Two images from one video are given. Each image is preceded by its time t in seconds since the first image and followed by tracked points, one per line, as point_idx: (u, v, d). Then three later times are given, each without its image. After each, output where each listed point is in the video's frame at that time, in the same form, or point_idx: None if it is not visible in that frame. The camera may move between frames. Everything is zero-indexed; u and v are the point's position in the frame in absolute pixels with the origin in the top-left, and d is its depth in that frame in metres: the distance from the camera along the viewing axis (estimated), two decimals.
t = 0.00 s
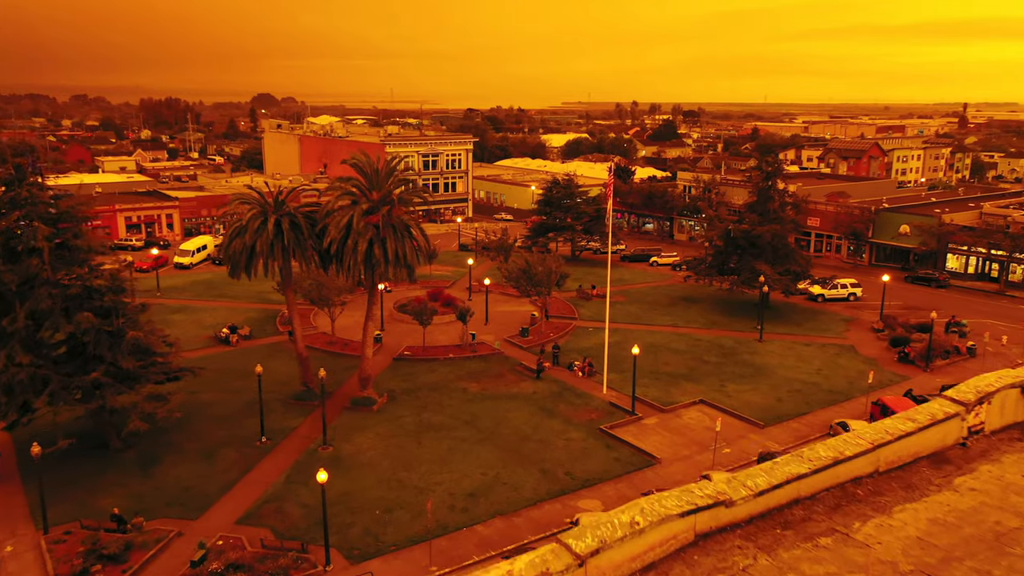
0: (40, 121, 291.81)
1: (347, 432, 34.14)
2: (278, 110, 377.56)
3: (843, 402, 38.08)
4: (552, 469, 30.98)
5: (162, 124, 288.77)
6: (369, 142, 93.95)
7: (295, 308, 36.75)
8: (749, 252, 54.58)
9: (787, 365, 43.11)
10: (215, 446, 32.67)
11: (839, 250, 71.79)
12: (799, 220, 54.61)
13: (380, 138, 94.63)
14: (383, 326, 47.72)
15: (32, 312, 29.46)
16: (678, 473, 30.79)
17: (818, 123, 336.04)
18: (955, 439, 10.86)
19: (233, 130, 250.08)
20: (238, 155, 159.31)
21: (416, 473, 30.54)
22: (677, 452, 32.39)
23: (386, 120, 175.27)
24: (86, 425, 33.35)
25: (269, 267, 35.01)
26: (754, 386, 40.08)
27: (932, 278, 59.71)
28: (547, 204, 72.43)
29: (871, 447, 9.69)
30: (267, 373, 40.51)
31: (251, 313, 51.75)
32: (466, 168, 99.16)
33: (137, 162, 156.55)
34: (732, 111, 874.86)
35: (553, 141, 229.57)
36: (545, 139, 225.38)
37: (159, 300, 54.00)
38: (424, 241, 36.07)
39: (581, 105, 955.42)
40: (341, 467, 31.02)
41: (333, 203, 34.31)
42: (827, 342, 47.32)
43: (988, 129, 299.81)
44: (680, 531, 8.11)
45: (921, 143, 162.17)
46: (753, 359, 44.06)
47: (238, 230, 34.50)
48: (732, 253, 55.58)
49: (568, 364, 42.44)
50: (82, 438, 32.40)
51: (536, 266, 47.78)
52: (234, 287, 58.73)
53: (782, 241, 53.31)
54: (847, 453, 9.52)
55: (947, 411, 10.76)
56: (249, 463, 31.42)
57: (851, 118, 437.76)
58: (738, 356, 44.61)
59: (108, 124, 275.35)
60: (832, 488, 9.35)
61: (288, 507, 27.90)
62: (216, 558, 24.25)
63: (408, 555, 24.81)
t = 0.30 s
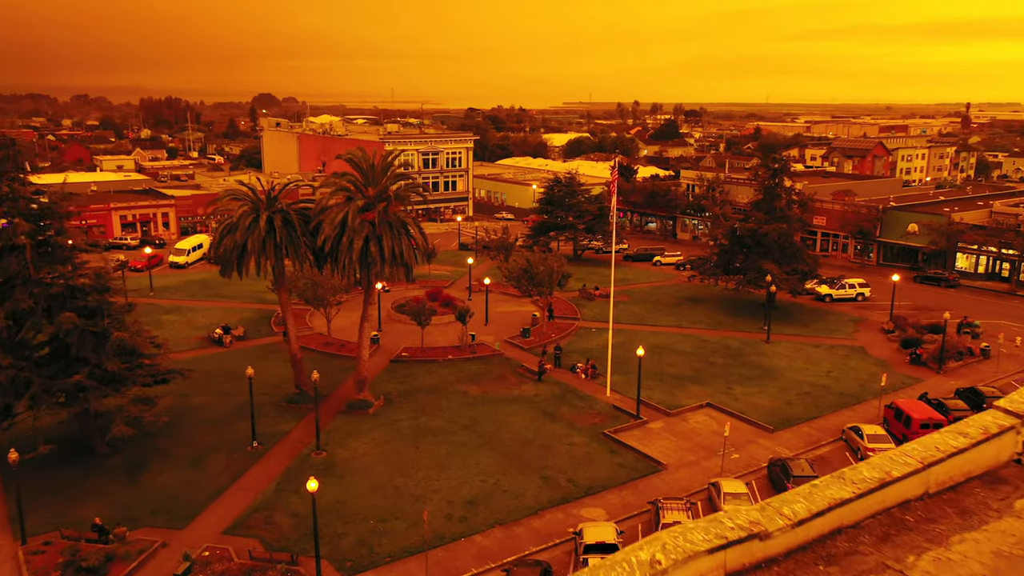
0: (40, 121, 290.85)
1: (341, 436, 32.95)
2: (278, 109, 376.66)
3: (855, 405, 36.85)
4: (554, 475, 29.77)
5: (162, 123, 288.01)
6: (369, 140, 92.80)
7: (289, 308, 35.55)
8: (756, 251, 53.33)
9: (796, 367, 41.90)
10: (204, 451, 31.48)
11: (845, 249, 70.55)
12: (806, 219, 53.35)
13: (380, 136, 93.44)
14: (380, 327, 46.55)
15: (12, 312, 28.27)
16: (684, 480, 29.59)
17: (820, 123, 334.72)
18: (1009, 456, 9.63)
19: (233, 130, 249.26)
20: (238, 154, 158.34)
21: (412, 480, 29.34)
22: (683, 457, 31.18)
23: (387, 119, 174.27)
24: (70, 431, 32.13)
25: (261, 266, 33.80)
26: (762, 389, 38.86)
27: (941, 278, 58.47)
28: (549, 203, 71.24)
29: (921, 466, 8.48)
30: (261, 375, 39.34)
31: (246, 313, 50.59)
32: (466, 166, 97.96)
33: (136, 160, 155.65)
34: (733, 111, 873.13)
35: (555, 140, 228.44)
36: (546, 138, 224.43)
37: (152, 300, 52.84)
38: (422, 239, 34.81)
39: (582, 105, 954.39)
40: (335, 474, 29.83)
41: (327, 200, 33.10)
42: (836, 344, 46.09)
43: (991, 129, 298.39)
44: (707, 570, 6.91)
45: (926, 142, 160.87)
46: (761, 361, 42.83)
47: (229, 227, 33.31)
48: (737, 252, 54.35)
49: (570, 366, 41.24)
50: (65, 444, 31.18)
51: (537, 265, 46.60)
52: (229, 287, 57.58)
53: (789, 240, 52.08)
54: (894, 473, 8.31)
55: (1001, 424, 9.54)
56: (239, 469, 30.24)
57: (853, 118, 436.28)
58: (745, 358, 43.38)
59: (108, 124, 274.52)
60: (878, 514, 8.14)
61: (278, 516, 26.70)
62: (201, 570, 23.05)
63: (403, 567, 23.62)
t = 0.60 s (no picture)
0: (40, 120, 290.10)
1: (335, 441, 31.76)
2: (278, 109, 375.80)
3: (867, 409, 35.62)
4: (556, 482, 28.57)
5: (162, 122, 287.11)
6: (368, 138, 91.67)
7: (283, 308, 34.36)
8: (762, 250, 52.10)
9: (805, 370, 40.68)
10: (193, 456, 30.30)
11: (852, 248, 69.31)
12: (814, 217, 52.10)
13: (379, 134, 92.31)
14: (377, 327, 45.39)
15: None
16: (692, 487, 28.38)
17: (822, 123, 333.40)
18: None
19: (234, 129, 248.59)
20: (237, 154, 157.28)
21: (409, 487, 28.16)
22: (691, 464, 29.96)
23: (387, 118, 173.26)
24: (54, 435, 31.00)
25: (253, 264, 32.62)
26: (771, 392, 37.67)
27: (952, 278, 57.21)
28: (551, 202, 70.07)
29: (988, 491, 7.30)
30: (254, 378, 38.19)
31: (241, 313, 49.42)
32: (467, 165, 96.76)
33: (134, 159, 154.63)
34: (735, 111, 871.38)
35: (556, 139, 227.28)
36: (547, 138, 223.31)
37: (145, 300, 51.71)
38: (419, 236, 33.55)
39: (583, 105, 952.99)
40: (329, 480, 28.66)
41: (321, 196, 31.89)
42: (846, 345, 44.87)
43: (995, 129, 296.95)
44: None
45: (930, 142, 159.56)
46: (769, 363, 41.62)
47: (219, 224, 32.17)
48: (744, 251, 53.14)
49: (573, 367, 40.05)
50: (49, 448, 30.03)
51: (539, 264, 45.42)
52: (224, 286, 56.45)
53: (797, 239, 50.87)
54: (959, 501, 7.13)
55: None
56: (228, 475, 29.05)
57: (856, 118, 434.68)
58: (752, 359, 42.16)
59: (108, 123, 273.70)
60: (940, 549, 6.97)
61: (268, 526, 25.51)
62: None
63: None
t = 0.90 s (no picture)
0: (39, 120, 289.29)
1: (329, 446, 30.59)
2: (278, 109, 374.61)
3: (880, 413, 34.42)
4: (558, 490, 27.40)
5: (162, 122, 286.00)
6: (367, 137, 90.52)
7: (275, 307, 33.17)
8: (769, 249, 50.90)
9: (814, 372, 39.51)
10: (180, 463, 29.15)
11: (859, 248, 68.11)
12: (822, 216, 50.88)
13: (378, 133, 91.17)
14: (374, 328, 44.25)
15: None
16: (700, 495, 27.19)
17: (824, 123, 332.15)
18: None
19: (234, 129, 247.61)
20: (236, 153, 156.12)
21: (405, 495, 26.99)
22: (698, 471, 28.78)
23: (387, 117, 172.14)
24: (37, 440, 29.88)
25: (243, 262, 31.45)
26: (780, 395, 36.49)
27: (962, 278, 56.01)
28: (552, 200, 68.91)
29: None
30: (247, 381, 37.06)
31: (235, 313, 48.28)
32: (467, 163, 95.57)
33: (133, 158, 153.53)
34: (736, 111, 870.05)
35: (557, 138, 226.16)
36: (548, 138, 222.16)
37: (138, 300, 50.58)
38: (416, 234, 32.34)
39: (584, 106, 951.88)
40: (321, 488, 27.50)
41: (314, 192, 30.62)
42: (855, 346, 43.70)
43: (998, 128, 295.65)
44: None
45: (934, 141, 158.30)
46: (777, 365, 40.44)
47: (208, 220, 31.00)
48: (750, 251, 51.93)
49: (575, 369, 38.89)
50: (31, 454, 28.91)
51: (541, 264, 44.25)
52: (219, 286, 55.32)
53: (805, 238, 49.68)
54: None
55: None
56: (216, 482, 27.89)
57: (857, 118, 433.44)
58: (759, 361, 40.97)
59: (107, 122, 272.71)
60: None
61: (257, 536, 24.34)
62: None
63: None
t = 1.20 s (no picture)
0: (39, 120, 288.36)
1: (322, 452, 29.43)
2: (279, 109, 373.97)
3: (893, 418, 33.23)
4: (560, 499, 26.22)
5: (162, 121, 285.10)
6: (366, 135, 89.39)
7: (267, 309, 31.97)
8: (776, 248, 49.70)
9: (824, 375, 38.32)
10: (166, 470, 27.98)
11: (866, 247, 66.92)
12: (830, 215, 49.69)
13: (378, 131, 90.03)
14: (371, 329, 43.10)
15: None
16: (709, 505, 25.99)
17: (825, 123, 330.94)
18: None
19: (234, 129, 246.66)
20: (235, 153, 155.07)
21: (400, 504, 25.79)
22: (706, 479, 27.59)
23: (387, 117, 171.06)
24: (18, 446, 28.74)
25: (233, 261, 30.27)
26: (789, 399, 35.30)
27: (971, 278, 54.79)
28: (553, 199, 67.75)
29: None
30: (239, 384, 35.92)
31: (228, 314, 47.15)
32: (467, 162, 94.42)
33: (131, 157, 152.56)
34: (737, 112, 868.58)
35: (558, 138, 225.04)
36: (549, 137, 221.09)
37: (129, 301, 49.45)
38: (413, 232, 31.13)
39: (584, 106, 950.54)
40: (312, 497, 26.31)
41: (306, 188, 29.42)
42: (865, 348, 42.51)
43: (1000, 129, 294.37)
44: None
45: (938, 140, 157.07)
46: (785, 368, 39.25)
47: (196, 218, 29.82)
48: (756, 250, 50.72)
49: (577, 372, 37.72)
50: (10, 461, 27.75)
51: (542, 263, 43.07)
52: (213, 286, 54.20)
53: (812, 237, 48.48)
54: None
55: None
56: (204, 491, 26.73)
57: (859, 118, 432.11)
58: (767, 364, 39.78)
59: (107, 121, 271.88)
60: None
61: (243, 549, 23.16)
62: None
63: None
